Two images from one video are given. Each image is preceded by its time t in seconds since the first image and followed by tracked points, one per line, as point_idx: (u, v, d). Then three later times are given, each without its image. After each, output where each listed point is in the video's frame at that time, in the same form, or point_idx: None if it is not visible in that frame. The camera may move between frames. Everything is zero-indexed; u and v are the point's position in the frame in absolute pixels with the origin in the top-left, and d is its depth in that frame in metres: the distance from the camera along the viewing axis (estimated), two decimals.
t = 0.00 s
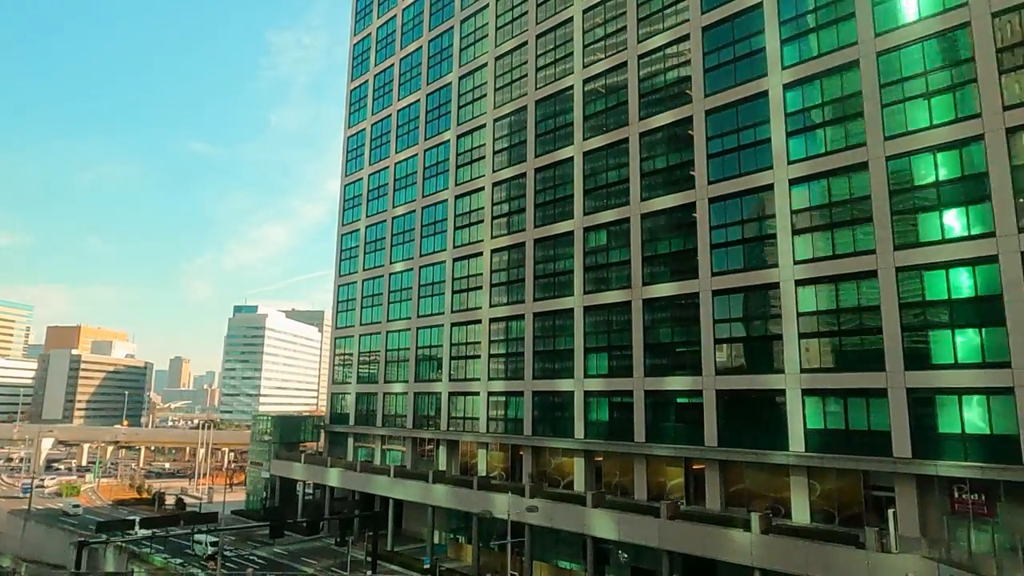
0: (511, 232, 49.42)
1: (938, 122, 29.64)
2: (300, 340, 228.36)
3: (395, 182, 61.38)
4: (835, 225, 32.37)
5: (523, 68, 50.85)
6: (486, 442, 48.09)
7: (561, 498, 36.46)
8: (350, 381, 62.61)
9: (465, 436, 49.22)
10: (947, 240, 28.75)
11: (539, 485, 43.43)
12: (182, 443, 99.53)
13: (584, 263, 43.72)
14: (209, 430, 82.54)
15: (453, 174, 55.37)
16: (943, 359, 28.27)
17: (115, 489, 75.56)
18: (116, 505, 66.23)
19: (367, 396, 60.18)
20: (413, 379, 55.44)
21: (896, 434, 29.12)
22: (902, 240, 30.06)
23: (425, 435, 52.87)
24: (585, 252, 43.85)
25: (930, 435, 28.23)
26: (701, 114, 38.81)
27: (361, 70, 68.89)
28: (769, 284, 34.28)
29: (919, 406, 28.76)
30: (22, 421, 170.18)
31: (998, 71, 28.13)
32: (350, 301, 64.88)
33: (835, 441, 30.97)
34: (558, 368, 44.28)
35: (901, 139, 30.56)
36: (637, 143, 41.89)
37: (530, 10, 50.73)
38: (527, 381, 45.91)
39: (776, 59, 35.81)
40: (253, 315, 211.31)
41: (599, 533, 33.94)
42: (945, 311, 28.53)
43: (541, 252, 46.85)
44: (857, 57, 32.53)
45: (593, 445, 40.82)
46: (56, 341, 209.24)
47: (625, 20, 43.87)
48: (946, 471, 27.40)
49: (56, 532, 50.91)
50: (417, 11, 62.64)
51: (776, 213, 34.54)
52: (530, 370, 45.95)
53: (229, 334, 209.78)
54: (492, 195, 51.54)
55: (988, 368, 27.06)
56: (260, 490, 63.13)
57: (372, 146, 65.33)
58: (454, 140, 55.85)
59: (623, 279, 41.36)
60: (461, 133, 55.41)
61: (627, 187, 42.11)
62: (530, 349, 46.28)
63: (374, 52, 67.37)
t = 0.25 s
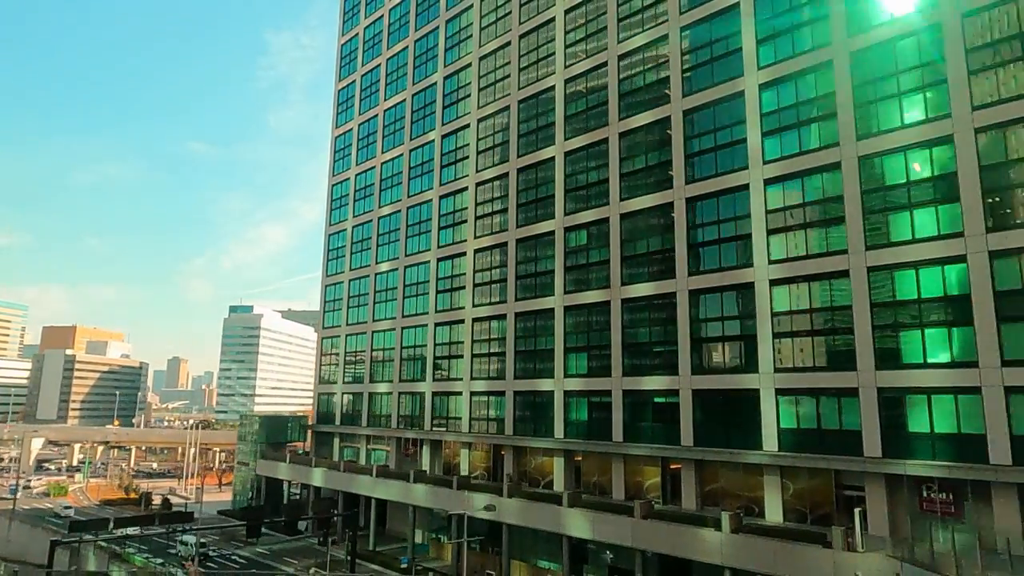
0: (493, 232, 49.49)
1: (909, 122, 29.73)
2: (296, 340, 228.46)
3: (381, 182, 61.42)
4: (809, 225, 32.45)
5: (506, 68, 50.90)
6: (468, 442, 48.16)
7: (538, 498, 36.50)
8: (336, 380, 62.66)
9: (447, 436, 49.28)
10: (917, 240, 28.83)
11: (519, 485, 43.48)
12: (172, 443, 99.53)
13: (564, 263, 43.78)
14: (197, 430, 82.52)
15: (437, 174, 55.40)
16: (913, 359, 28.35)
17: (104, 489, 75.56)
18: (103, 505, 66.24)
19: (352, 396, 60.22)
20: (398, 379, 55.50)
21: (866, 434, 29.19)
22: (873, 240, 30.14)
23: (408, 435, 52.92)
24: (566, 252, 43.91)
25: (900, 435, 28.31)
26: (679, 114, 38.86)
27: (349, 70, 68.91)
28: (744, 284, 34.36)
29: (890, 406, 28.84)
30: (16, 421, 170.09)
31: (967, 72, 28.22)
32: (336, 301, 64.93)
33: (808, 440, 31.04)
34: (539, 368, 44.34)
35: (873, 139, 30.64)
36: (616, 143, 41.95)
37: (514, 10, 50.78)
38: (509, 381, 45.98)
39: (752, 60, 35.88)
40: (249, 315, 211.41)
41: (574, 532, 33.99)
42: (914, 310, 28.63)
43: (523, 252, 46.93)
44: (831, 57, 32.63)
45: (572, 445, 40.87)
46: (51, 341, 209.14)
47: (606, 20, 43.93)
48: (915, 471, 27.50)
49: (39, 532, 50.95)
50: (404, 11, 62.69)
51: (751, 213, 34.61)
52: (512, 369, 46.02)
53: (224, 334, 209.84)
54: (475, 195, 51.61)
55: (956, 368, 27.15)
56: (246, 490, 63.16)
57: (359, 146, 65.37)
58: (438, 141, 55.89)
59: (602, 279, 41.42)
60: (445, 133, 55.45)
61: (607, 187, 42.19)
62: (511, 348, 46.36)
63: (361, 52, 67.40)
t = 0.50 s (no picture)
0: (476, 232, 49.56)
1: (881, 122, 29.79)
2: (291, 340, 228.46)
3: (367, 182, 61.48)
4: (783, 225, 32.52)
5: (490, 68, 50.94)
6: (451, 442, 48.22)
7: (514, 497, 36.57)
8: (322, 380, 62.68)
9: (430, 436, 49.34)
10: (887, 239, 28.89)
11: (500, 485, 43.53)
12: (163, 444, 99.51)
13: (545, 263, 43.85)
14: (187, 429, 82.51)
15: (422, 174, 55.43)
16: (883, 358, 28.44)
17: (92, 489, 75.56)
18: (90, 505, 66.27)
19: (338, 396, 60.27)
20: (383, 379, 55.53)
21: (837, 433, 29.25)
22: (845, 239, 30.21)
23: (392, 435, 52.96)
24: (547, 251, 43.98)
25: (870, 434, 28.39)
26: (657, 114, 38.91)
27: (336, 70, 68.94)
28: (720, 284, 34.43)
29: (861, 405, 28.90)
30: (11, 421, 170.03)
31: (937, 72, 28.28)
32: (323, 302, 65.05)
33: (781, 440, 31.10)
34: (520, 367, 44.41)
35: (845, 139, 30.71)
36: (596, 143, 42.00)
37: (497, 10, 50.83)
38: (491, 380, 46.04)
39: (729, 59, 35.92)
40: (244, 315, 211.43)
41: (549, 532, 34.03)
42: (885, 310, 28.70)
43: (505, 252, 47.01)
44: (805, 57, 32.69)
45: (552, 445, 40.92)
46: (46, 341, 209.09)
47: (587, 20, 43.97)
48: (883, 470, 27.59)
49: (23, 531, 51.00)
50: (390, 12, 62.73)
51: (727, 213, 34.67)
52: (494, 369, 46.07)
53: (220, 334, 209.83)
54: (459, 194, 51.68)
55: (925, 367, 27.23)
56: (233, 490, 63.18)
57: (346, 146, 65.40)
58: (423, 141, 55.94)
59: (582, 279, 41.48)
60: (430, 133, 55.48)
61: (587, 187, 42.26)
62: (493, 348, 46.42)
63: (349, 52, 67.42)
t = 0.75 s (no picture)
0: (459, 232, 49.63)
1: (852, 122, 29.88)
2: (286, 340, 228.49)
3: (353, 182, 61.54)
4: (757, 225, 32.59)
5: (473, 69, 50.98)
6: (433, 441, 48.31)
7: (491, 497, 36.65)
8: (309, 380, 62.71)
9: (413, 436, 49.41)
10: (857, 239, 28.98)
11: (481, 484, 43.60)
12: (153, 444, 99.50)
13: (526, 262, 43.93)
14: (176, 429, 82.49)
15: (407, 174, 55.47)
16: (853, 358, 28.53)
17: (80, 489, 75.55)
18: (76, 505, 66.29)
19: (323, 395, 60.31)
20: (367, 379, 55.58)
21: (808, 432, 29.33)
22: (817, 239, 30.30)
23: (376, 435, 53.01)
24: (527, 251, 44.07)
25: (840, 433, 28.47)
26: (635, 114, 38.97)
27: (324, 70, 68.97)
28: (695, 284, 34.52)
29: (831, 405, 28.96)
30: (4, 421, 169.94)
31: (907, 72, 28.34)
32: (310, 302, 65.11)
33: (754, 439, 31.17)
34: (501, 367, 44.50)
35: (818, 139, 30.80)
36: (576, 143, 42.05)
37: (480, 10, 50.89)
38: (472, 380, 46.11)
39: (705, 60, 35.97)
40: (239, 316, 211.45)
41: (524, 531, 34.09)
42: (855, 309, 28.79)
43: (487, 252, 47.10)
44: (779, 57, 32.75)
45: (531, 444, 40.98)
46: (41, 341, 208.98)
47: (567, 21, 44.04)
48: (852, 470, 27.66)
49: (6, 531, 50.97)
50: (377, 12, 62.76)
51: (702, 213, 34.75)
52: (475, 369, 46.14)
53: (215, 334, 209.87)
54: (442, 194, 51.74)
55: (893, 367, 27.33)
56: (219, 490, 63.24)
57: (333, 146, 65.44)
58: (408, 140, 55.99)
59: (561, 278, 41.56)
60: (415, 133, 55.53)
61: (566, 187, 42.34)
62: (475, 348, 46.49)
63: (336, 52, 67.45)
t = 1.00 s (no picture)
0: (442, 232, 49.68)
1: (824, 122, 29.96)
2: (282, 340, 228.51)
3: (340, 182, 61.61)
4: (731, 225, 32.67)
5: (456, 69, 51.01)
6: (416, 441, 48.38)
7: (468, 497, 36.73)
8: (295, 380, 62.75)
9: (395, 435, 49.48)
10: (828, 239, 29.07)
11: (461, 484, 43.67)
12: (144, 443, 99.49)
13: (507, 262, 44.00)
14: (165, 429, 82.54)
15: (391, 173, 55.51)
16: (823, 358, 28.60)
17: (68, 489, 75.57)
18: (63, 505, 66.31)
19: (309, 395, 60.36)
20: (352, 379, 55.63)
21: (779, 432, 29.41)
22: (789, 239, 30.39)
23: (360, 434, 53.08)
24: (508, 251, 44.13)
25: (810, 433, 28.54)
26: (614, 114, 39.02)
27: (312, 70, 68.99)
28: (671, 283, 34.60)
29: (802, 404, 29.05)
30: None
31: (877, 72, 28.42)
32: (297, 302, 65.17)
33: (726, 439, 31.24)
34: (482, 367, 44.56)
35: (791, 139, 30.88)
36: (556, 143, 42.10)
37: (464, 10, 50.94)
38: (454, 380, 46.17)
39: (682, 60, 36.03)
40: (235, 316, 211.51)
41: (500, 530, 34.17)
42: (825, 309, 28.89)
43: (469, 252, 47.18)
44: (753, 57, 32.81)
45: (511, 444, 41.05)
46: (36, 341, 208.94)
47: (548, 21, 44.08)
48: (822, 469, 27.73)
49: None
50: (363, 12, 62.78)
51: (678, 213, 34.82)
52: (457, 369, 46.20)
53: (210, 334, 209.90)
54: (426, 194, 51.79)
55: (862, 366, 27.40)
56: (206, 490, 63.30)
57: (320, 146, 65.49)
58: (393, 140, 56.03)
59: (541, 278, 41.62)
60: (399, 133, 55.56)
61: (546, 187, 42.41)
62: (457, 348, 46.55)
63: (324, 52, 67.46)
